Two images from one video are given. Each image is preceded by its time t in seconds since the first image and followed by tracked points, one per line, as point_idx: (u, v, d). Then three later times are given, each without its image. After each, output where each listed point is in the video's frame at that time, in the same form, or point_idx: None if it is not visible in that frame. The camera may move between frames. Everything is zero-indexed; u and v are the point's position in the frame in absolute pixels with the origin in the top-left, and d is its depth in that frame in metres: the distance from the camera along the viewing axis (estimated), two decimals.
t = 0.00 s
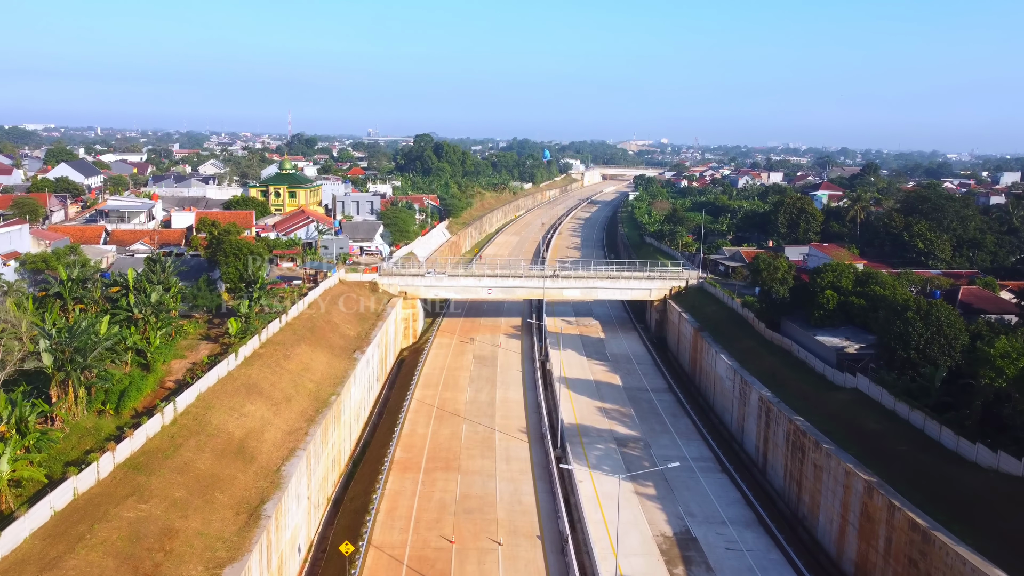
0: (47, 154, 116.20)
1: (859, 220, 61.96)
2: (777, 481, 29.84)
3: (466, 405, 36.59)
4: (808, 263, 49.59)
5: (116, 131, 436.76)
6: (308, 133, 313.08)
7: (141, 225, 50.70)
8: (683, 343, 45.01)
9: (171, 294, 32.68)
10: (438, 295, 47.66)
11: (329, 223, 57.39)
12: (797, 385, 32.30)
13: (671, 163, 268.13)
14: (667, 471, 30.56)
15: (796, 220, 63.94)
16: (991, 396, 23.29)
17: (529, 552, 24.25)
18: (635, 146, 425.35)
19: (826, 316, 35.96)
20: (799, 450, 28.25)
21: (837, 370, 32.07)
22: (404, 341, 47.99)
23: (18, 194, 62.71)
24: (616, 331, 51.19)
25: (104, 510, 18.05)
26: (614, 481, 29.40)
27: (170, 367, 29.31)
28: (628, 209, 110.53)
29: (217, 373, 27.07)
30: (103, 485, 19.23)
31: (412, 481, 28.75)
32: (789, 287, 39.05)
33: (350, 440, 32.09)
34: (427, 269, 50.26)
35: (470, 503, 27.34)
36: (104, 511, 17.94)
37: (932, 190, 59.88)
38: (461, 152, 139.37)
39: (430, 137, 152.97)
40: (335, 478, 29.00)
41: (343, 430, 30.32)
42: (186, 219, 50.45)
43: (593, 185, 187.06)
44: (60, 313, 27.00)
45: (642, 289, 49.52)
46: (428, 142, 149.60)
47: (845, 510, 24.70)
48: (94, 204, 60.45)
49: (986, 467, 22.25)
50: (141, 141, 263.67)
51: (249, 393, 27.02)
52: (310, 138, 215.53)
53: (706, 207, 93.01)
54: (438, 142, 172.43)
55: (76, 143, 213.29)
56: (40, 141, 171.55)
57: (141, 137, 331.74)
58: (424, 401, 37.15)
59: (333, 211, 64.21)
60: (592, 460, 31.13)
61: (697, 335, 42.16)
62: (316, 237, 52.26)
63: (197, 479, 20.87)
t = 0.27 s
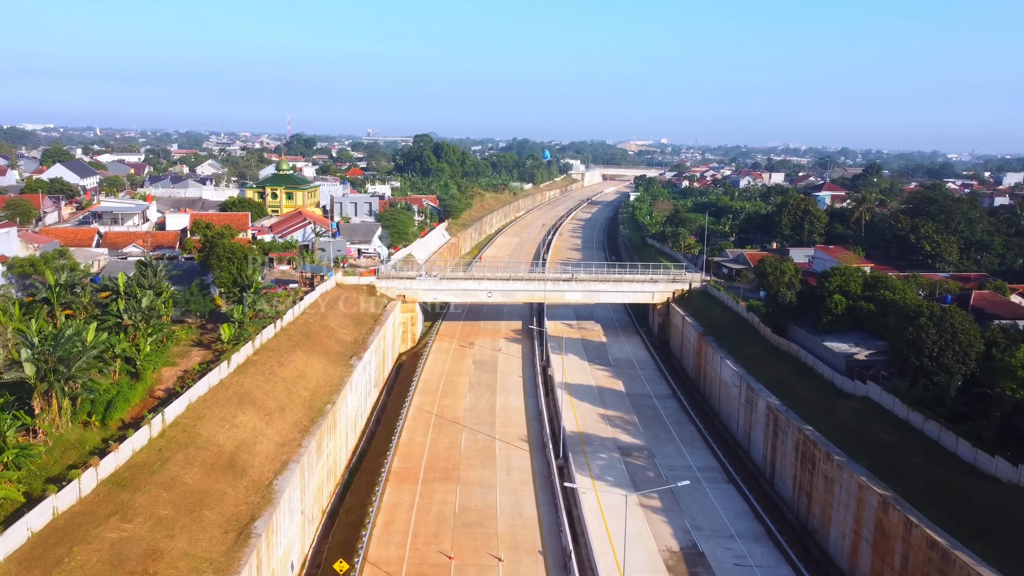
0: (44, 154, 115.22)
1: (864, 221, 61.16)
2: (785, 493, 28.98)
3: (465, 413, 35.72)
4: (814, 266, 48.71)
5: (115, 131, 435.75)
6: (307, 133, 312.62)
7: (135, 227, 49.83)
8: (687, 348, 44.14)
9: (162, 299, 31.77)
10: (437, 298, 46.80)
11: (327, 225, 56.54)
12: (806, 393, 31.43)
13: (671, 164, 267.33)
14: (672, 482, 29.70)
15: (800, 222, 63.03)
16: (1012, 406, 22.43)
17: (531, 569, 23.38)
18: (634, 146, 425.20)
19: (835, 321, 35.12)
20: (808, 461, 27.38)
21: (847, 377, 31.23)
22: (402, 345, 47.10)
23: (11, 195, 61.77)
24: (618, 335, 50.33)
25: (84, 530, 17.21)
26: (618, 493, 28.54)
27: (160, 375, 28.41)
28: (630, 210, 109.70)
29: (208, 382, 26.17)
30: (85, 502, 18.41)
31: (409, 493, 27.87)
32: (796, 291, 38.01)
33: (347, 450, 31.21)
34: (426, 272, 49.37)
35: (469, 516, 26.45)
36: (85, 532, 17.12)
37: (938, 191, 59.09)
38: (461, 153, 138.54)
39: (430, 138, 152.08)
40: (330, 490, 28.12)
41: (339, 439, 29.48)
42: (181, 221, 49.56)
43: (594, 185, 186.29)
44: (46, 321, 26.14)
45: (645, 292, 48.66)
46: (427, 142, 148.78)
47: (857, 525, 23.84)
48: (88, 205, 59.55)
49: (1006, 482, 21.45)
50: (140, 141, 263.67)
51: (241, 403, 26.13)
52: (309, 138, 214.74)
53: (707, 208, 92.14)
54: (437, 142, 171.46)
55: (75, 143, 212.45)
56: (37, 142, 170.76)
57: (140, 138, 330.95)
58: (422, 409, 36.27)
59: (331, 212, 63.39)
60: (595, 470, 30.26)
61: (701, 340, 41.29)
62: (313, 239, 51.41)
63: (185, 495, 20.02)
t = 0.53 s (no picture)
0: (40, 154, 114.15)
1: (869, 222, 60.25)
2: (794, 504, 28.13)
3: (464, 420, 34.87)
4: (819, 268, 47.82)
5: (113, 131, 434.39)
6: (307, 134, 312.33)
7: (129, 229, 48.97)
8: (690, 352, 43.29)
9: (153, 303, 30.91)
10: (436, 301, 45.94)
11: (324, 226, 55.68)
12: (814, 400, 30.60)
13: (671, 163, 266.19)
14: (678, 492, 28.87)
15: (804, 223, 62.11)
16: None
17: None
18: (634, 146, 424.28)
19: (843, 326, 34.26)
20: (818, 472, 26.55)
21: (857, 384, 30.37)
22: (400, 349, 46.26)
23: (3, 196, 60.76)
24: (620, 338, 49.48)
25: (64, 551, 16.41)
26: (622, 504, 27.71)
27: (150, 382, 27.61)
28: (631, 210, 108.72)
29: (198, 390, 25.34)
30: (66, 520, 17.60)
31: (407, 504, 27.02)
32: (804, 296, 36.79)
33: (343, 459, 30.36)
34: (425, 275, 48.50)
35: (469, 529, 25.61)
36: (65, 553, 16.30)
37: (945, 192, 58.23)
38: (460, 153, 137.57)
39: (429, 137, 151.14)
40: (325, 501, 27.26)
41: (334, 448, 28.62)
42: (175, 222, 48.61)
43: (594, 185, 185.39)
44: (30, 327, 25.29)
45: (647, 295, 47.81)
46: (427, 142, 147.83)
47: (871, 539, 23.02)
48: (81, 207, 58.65)
49: None
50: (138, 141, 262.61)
51: (232, 412, 25.27)
52: (307, 138, 213.80)
53: (709, 208, 91.19)
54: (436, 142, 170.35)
55: (73, 143, 211.63)
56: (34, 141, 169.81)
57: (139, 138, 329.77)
58: (421, 415, 35.41)
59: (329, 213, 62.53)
60: (598, 480, 29.43)
61: (706, 344, 40.43)
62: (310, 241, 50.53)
63: (172, 511, 19.20)
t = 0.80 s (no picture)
0: (36, 155, 113.31)
1: (874, 224, 59.44)
2: (804, 516, 27.31)
3: (464, 427, 34.05)
4: (825, 271, 46.99)
5: (112, 131, 432.97)
6: (306, 134, 311.52)
7: (122, 230, 48.13)
8: (695, 357, 42.45)
9: (145, 308, 30.06)
10: (435, 305, 45.12)
11: (321, 227, 54.83)
12: (824, 408, 29.79)
13: (672, 163, 265.41)
14: (684, 504, 28.06)
15: (808, 224, 61.23)
16: None
17: None
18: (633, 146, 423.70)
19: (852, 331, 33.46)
20: (829, 483, 25.74)
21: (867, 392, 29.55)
22: (398, 353, 45.45)
23: None
24: (623, 342, 48.64)
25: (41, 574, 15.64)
26: (626, 516, 26.90)
27: (140, 390, 26.53)
28: (632, 211, 107.92)
29: (189, 399, 24.50)
30: (45, 540, 16.80)
31: (404, 517, 26.19)
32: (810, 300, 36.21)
33: (339, 469, 29.53)
34: (424, 277, 47.67)
35: (468, 543, 24.77)
36: None
37: (951, 193, 57.50)
38: (460, 153, 136.74)
39: (428, 138, 150.26)
40: (321, 514, 26.42)
41: (330, 458, 27.79)
42: (170, 224, 47.77)
43: (594, 186, 184.58)
44: (16, 334, 24.47)
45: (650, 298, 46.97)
46: (426, 143, 147.00)
47: (885, 554, 22.23)
48: (75, 208, 57.78)
49: None
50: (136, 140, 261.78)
51: (224, 422, 24.45)
52: (306, 138, 212.99)
53: (711, 209, 90.31)
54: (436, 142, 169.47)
55: (71, 143, 210.82)
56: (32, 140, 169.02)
57: (138, 138, 328.78)
58: (419, 422, 34.57)
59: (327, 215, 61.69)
60: (602, 490, 28.61)
61: (711, 349, 39.61)
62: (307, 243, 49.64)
63: (158, 528, 18.38)
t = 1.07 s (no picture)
0: (34, 154, 112.40)
1: (879, 226, 58.63)
2: (815, 529, 26.50)
3: (464, 435, 33.24)
4: (831, 274, 46.15)
5: (112, 131, 431.93)
6: (305, 133, 310.86)
7: (116, 232, 47.30)
8: (699, 362, 41.62)
9: (137, 313, 29.24)
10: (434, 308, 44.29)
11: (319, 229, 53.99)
12: (834, 417, 28.97)
13: (672, 163, 264.64)
14: (691, 515, 27.25)
15: (813, 226, 60.40)
16: None
17: None
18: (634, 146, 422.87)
19: (862, 336, 32.62)
20: (841, 495, 24.93)
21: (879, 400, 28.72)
22: (397, 357, 44.64)
23: None
24: (625, 346, 47.81)
25: None
26: (631, 529, 26.10)
27: (130, 399, 25.67)
28: (633, 211, 107.03)
29: (180, 409, 23.67)
30: (24, 562, 16.05)
31: (403, 530, 25.37)
32: (818, 303, 35.18)
33: (336, 479, 28.71)
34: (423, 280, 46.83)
35: (469, 557, 23.94)
36: None
37: (957, 195, 56.72)
38: (460, 153, 135.88)
39: (428, 138, 149.36)
40: (316, 527, 25.59)
41: (326, 469, 26.97)
42: (165, 226, 46.94)
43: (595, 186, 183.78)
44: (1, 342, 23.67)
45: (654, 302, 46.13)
46: (426, 143, 146.11)
47: (902, 572, 21.44)
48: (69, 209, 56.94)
49: None
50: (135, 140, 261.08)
51: (216, 432, 23.62)
52: (306, 138, 212.25)
53: (713, 210, 89.50)
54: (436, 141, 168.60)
55: (69, 143, 209.98)
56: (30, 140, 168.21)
57: (137, 137, 327.79)
58: (418, 430, 33.74)
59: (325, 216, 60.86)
60: (606, 502, 27.80)
61: (716, 354, 38.76)
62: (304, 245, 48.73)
63: (145, 548, 17.60)
